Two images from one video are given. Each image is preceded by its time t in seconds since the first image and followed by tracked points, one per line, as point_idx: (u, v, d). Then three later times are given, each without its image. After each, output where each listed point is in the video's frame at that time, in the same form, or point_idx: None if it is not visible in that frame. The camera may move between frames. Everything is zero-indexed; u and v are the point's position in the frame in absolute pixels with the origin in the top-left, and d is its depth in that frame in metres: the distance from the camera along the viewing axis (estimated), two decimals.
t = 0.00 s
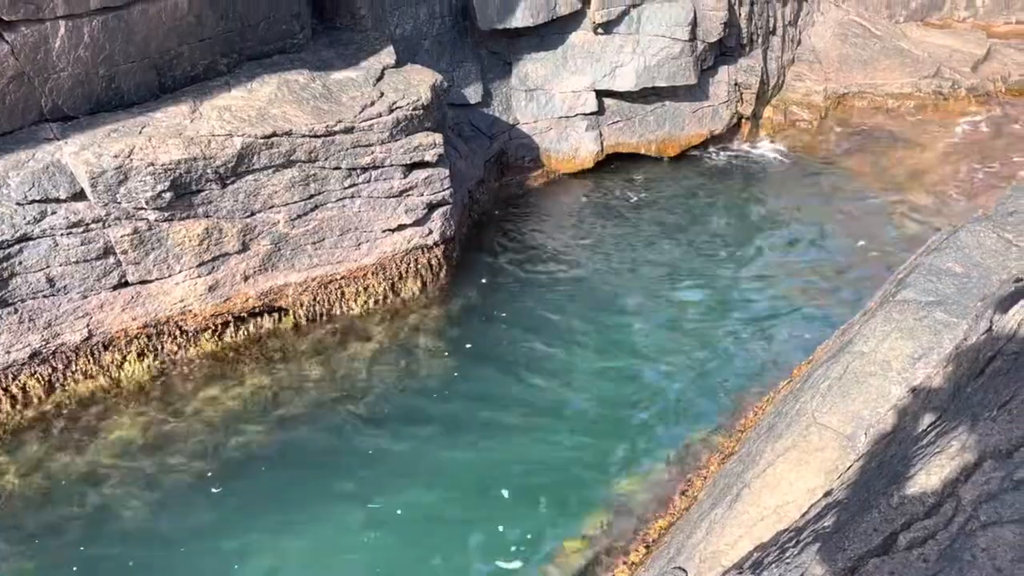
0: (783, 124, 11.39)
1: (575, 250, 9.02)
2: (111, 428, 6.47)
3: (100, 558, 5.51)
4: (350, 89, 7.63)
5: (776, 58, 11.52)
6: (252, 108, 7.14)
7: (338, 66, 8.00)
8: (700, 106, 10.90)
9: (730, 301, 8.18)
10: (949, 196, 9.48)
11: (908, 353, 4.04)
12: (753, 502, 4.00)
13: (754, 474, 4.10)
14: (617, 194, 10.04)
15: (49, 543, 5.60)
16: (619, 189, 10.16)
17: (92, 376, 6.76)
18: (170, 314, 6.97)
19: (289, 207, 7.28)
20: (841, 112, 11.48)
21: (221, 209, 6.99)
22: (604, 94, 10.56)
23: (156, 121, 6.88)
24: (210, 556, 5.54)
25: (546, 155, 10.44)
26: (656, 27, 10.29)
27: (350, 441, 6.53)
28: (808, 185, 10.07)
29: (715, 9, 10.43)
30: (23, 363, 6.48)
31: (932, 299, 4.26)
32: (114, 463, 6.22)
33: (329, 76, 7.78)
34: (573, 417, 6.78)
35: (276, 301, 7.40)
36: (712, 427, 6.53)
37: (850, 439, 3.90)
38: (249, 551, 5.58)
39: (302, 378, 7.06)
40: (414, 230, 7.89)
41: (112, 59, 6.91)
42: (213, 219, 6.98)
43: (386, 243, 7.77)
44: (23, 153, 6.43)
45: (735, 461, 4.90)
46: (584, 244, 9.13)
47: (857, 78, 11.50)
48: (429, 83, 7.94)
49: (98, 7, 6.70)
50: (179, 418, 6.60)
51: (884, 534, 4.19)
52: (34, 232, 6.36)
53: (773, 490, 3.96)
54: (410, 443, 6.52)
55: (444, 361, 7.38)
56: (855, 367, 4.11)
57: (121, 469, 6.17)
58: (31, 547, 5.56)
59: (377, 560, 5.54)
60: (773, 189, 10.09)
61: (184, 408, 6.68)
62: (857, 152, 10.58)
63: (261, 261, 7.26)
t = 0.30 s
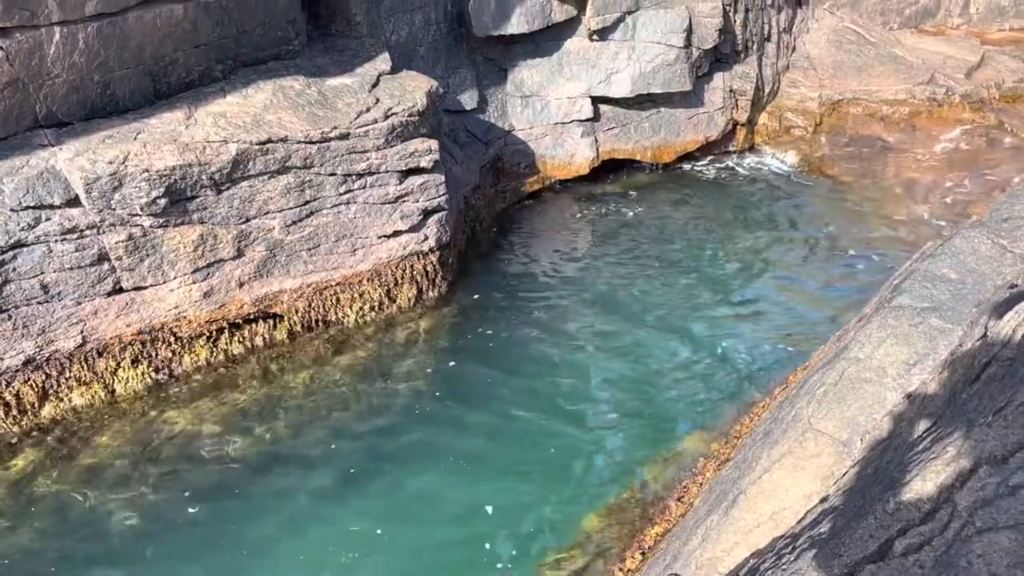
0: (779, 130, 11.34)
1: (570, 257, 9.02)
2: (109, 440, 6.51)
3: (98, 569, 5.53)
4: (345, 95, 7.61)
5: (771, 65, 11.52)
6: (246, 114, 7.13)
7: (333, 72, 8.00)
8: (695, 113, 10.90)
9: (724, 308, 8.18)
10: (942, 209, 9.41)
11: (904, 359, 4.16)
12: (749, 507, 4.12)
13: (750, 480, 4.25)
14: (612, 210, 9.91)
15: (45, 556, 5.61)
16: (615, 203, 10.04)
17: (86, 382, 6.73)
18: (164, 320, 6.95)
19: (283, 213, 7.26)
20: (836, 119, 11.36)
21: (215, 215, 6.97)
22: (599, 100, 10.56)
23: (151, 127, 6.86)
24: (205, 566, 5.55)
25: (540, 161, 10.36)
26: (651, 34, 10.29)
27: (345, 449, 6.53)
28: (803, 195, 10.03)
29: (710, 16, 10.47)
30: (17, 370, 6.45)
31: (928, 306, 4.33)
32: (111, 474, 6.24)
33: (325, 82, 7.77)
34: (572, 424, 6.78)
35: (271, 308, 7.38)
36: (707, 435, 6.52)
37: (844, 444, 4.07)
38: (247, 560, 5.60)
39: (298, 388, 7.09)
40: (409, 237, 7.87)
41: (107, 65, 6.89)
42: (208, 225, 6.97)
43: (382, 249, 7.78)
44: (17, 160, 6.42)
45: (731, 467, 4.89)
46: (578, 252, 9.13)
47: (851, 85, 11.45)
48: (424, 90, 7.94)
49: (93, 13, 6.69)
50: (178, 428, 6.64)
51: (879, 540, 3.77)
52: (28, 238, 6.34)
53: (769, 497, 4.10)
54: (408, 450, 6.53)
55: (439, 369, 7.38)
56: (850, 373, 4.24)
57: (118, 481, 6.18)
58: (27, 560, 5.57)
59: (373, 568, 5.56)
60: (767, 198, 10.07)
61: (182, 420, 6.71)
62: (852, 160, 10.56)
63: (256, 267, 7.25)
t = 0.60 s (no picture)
0: (773, 137, 11.30)
1: (565, 267, 9.02)
2: (106, 451, 6.54)
3: None
4: (340, 101, 7.59)
5: (765, 72, 11.48)
6: (241, 120, 7.12)
7: (328, 79, 7.98)
8: (690, 119, 10.84)
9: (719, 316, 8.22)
10: (933, 217, 9.37)
11: (899, 365, 4.10)
12: (744, 514, 3.98)
13: (747, 487, 4.09)
14: (606, 228, 9.75)
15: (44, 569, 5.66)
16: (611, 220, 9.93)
17: (80, 389, 6.72)
18: (158, 326, 6.93)
19: (278, 220, 7.23)
20: (830, 125, 11.22)
21: (210, 221, 6.95)
22: (594, 107, 10.50)
23: (145, 133, 6.86)
24: None
25: (536, 168, 10.31)
26: (646, 41, 10.24)
27: (341, 462, 6.55)
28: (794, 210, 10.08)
29: (704, 23, 10.36)
30: (10, 376, 6.44)
31: (922, 312, 4.32)
32: (109, 485, 6.28)
33: (320, 88, 7.75)
34: (570, 434, 6.81)
35: (265, 314, 7.35)
36: (700, 446, 6.51)
37: (840, 450, 3.94)
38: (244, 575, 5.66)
39: (294, 397, 7.12)
40: (404, 243, 7.86)
41: (102, 71, 6.88)
42: (203, 231, 6.94)
43: (377, 255, 7.74)
44: (11, 166, 6.40)
45: (726, 473, 4.89)
46: (573, 261, 9.12)
47: (845, 92, 11.35)
48: (419, 95, 7.87)
49: (87, 19, 6.68)
50: (177, 439, 6.68)
51: (875, 546, 4.20)
52: (22, 244, 6.32)
53: (765, 503, 3.96)
54: (407, 460, 6.59)
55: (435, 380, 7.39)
56: (846, 380, 4.17)
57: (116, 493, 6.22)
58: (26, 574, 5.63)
59: None
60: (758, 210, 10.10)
61: (180, 430, 6.74)
62: (845, 167, 10.52)
63: (251, 274, 7.22)
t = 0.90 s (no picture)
0: (768, 143, 11.12)
1: (559, 276, 9.04)
2: (102, 459, 6.55)
3: None
4: (335, 106, 7.54)
5: (759, 78, 11.35)
6: (236, 125, 7.09)
7: (324, 84, 7.92)
8: (685, 125, 10.74)
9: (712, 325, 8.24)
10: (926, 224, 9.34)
11: (893, 371, 4.13)
12: (740, 519, 4.03)
13: (741, 493, 4.15)
14: (600, 241, 9.66)
15: None
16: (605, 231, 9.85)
17: (74, 396, 6.71)
18: (153, 332, 6.93)
19: (274, 225, 7.21)
20: (825, 130, 11.08)
21: (205, 227, 6.93)
22: (589, 112, 10.42)
23: (140, 139, 6.84)
24: None
25: (531, 173, 10.29)
26: (641, 47, 10.14)
27: (337, 473, 6.57)
28: (785, 220, 10.13)
29: (699, 29, 10.27)
30: (4, 382, 6.46)
31: (917, 318, 4.35)
32: (107, 494, 6.30)
33: (315, 94, 7.70)
34: (566, 445, 6.83)
35: (260, 319, 7.33)
36: (694, 457, 6.51)
37: (835, 455, 3.99)
38: None
39: (289, 407, 7.13)
40: (399, 248, 7.78)
41: (97, 77, 6.87)
42: (198, 237, 6.93)
43: (372, 261, 7.69)
44: (5, 172, 6.40)
45: (722, 479, 4.88)
46: (567, 269, 9.14)
47: (840, 98, 11.24)
48: (415, 102, 7.83)
49: (82, 25, 6.67)
50: (174, 447, 6.70)
51: (870, 552, 4.17)
52: (16, 250, 6.33)
53: (760, 509, 4.01)
54: (404, 469, 6.61)
55: (431, 390, 7.40)
56: (840, 385, 4.19)
57: (113, 502, 6.24)
58: None
59: None
60: (750, 218, 10.14)
61: (175, 439, 6.76)
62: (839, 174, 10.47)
63: (246, 279, 7.21)
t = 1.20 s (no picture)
0: (762, 147, 11.09)
1: (554, 283, 9.05)
2: (97, 466, 6.55)
3: None
4: (330, 111, 7.54)
5: (754, 83, 11.31)
6: (232, 130, 7.09)
7: (319, 89, 7.92)
8: (680, 129, 10.71)
9: (706, 332, 8.24)
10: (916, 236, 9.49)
11: (889, 374, 4.16)
12: (736, 523, 4.02)
13: (737, 496, 4.13)
14: (594, 252, 9.58)
15: None
16: (598, 241, 9.80)
17: (68, 401, 6.69)
18: (148, 337, 6.90)
19: (269, 230, 7.20)
20: (819, 135, 10.99)
21: (200, 232, 6.91)
22: (584, 117, 10.44)
23: (135, 143, 6.83)
24: None
25: (526, 177, 10.30)
26: (635, 51, 10.10)
27: (333, 478, 6.58)
28: (776, 228, 10.12)
29: (694, 33, 10.22)
30: None
31: (911, 321, 4.39)
32: (102, 499, 6.29)
33: (311, 98, 7.69)
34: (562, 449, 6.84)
35: (255, 324, 7.30)
36: (688, 461, 6.51)
37: (832, 459, 3.99)
38: None
39: (285, 415, 7.13)
40: (395, 253, 7.75)
41: (92, 81, 6.86)
42: (192, 242, 6.91)
43: (368, 265, 7.66)
44: None
45: (718, 483, 4.89)
46: (562, 276, 9.15)
47: (834, 102, 11.21)
48: (410, 106, 7.83)
49: (76, 29, 6.66)
50: (170, 453, 6.70)
51: (866, 556, 4.25)
52: (10, 255, 6.31)
53: (756, 513, 4.00)
54: (400, 474, 6.62)
55: (426, 396, 7.40)
56: (835, 389, 4.21)
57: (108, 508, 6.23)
58: None
59: None
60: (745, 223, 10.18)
61: (171, 445, 6.76)
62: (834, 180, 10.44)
63: (241, 284, 7.18)
